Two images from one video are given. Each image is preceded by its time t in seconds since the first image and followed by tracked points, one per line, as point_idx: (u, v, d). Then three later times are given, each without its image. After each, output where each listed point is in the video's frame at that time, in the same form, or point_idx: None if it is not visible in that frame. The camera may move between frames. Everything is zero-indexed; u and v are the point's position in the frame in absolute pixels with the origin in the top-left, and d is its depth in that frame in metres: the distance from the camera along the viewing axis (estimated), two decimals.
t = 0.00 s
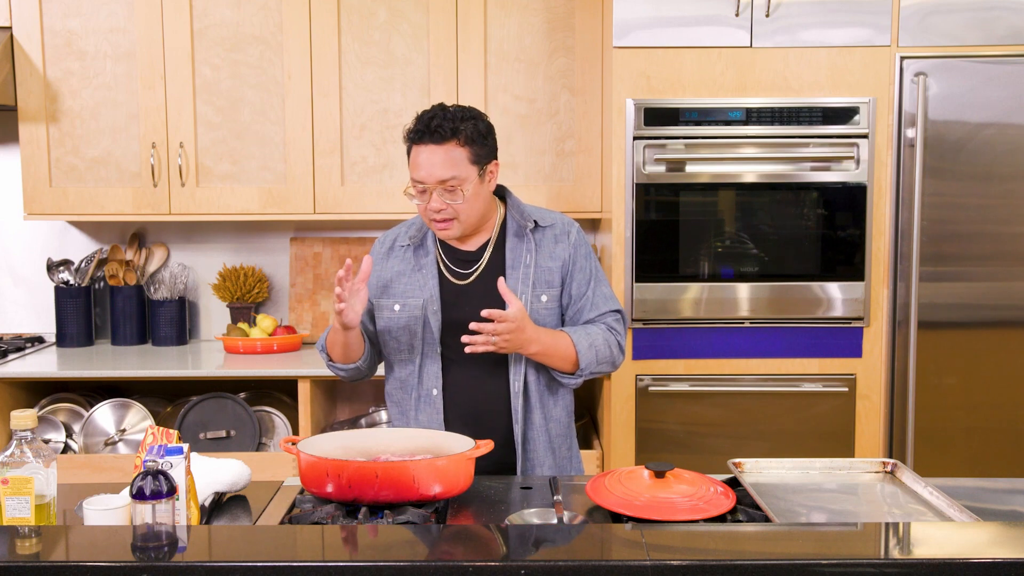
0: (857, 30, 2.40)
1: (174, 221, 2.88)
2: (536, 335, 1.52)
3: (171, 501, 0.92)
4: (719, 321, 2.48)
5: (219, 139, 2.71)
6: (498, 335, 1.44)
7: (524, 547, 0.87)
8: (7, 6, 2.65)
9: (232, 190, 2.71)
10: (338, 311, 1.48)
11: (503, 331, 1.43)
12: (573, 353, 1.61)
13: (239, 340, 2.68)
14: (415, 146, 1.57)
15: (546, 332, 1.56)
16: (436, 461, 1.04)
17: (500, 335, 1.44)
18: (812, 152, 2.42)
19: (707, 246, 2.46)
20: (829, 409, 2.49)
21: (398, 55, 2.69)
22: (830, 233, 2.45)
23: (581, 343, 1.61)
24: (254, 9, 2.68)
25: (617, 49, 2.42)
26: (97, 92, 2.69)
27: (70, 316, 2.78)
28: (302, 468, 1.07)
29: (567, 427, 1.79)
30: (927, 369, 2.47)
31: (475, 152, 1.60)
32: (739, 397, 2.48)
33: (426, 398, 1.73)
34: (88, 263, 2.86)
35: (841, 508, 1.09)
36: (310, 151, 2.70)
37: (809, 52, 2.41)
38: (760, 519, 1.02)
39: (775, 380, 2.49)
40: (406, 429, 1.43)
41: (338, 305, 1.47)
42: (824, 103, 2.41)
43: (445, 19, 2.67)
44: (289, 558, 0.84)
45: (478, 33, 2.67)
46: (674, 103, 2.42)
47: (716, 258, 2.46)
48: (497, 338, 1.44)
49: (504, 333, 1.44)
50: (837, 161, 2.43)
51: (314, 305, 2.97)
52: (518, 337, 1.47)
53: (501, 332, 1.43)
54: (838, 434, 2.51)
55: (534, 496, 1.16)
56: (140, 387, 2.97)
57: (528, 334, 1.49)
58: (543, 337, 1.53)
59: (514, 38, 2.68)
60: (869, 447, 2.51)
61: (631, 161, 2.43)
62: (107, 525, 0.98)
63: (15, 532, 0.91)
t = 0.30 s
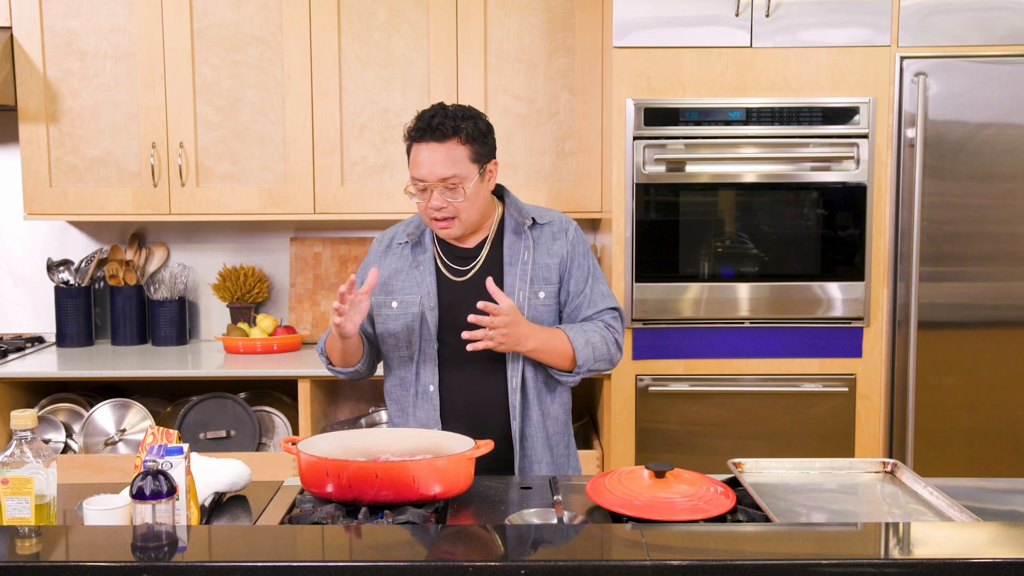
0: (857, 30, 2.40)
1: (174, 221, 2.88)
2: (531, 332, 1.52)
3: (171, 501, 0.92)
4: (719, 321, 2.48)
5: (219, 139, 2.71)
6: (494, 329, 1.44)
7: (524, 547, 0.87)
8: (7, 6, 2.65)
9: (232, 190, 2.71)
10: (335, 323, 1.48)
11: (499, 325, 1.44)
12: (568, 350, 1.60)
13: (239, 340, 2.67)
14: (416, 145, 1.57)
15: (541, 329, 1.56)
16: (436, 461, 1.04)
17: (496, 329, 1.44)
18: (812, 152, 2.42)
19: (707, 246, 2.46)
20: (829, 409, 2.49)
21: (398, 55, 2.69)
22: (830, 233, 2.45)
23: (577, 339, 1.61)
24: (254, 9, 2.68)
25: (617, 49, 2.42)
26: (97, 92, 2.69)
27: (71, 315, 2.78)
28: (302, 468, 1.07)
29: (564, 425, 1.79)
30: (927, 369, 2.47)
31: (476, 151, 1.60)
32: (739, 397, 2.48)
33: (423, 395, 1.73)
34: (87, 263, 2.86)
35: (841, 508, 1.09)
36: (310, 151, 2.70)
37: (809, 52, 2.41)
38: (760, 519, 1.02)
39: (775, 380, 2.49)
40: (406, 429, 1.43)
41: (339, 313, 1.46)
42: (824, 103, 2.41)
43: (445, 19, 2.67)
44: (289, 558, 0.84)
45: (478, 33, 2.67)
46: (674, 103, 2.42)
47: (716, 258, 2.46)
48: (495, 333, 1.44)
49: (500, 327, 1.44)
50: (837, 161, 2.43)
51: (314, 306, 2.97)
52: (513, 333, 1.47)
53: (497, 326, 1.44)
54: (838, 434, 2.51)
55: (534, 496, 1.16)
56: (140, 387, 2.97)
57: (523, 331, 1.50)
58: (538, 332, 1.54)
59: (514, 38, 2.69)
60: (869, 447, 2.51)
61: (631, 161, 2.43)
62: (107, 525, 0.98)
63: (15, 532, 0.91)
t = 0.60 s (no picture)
0: (857, 30, 2.40)
1: (174, 221, 2.88)
2: (529, 329, 1.52)
3: (171, 501, 0.92)
4: (719, 321, 2.48)
5: (219, 139, 2.71)
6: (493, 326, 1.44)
7: (525, 547, 0.87)
8: (7, 6, 2.65)
9: (232, 190, 2.71)
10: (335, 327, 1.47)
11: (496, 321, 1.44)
12: (566, 346, 1.60)
13: (239, 340, 2.67)
14: (415, 144, 1.57)
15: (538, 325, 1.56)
16: (436, 461, 1.04)
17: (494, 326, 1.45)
18: (812, 152, 2.42)
19: (707, 246, 2.46)
20: (829, 409, 2.49)
21: (398, 55, 2.69)
22: (830, 233, 2.45)
23: (575, 336, 1.60)
24: (254, 9, 2.68)
25: (617, 49, 2.42)
26: (97, 92, 2.69)
27: (70, 316, 2.78)
28: (302, 468, 1.07)
29: (562, 424, 1.79)
30: (927, 369, 2.47)
31: (475, 151, 1.60)
32: (739, 397, 2.48)
33: (422, 394, 1.73)
34: (87, 263, 2.86)
35: (841, 508, 1.09)
36: (310, 150, 2.70)
37: (809, 52, 2.41)
38: (760, 518, 1.02)
39: (775, 380, 2.49)
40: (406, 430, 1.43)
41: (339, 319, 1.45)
42: (824, 103, 2.41)
43: (445, 19, 2.67)
44: (289, 558, 0.84)
45: (478, 33, 2.67)
46: (674, 103, 2.42)
47: (716, 258, 2.46)
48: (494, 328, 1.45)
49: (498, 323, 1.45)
50: (837, 161, 2.43)
51: (314, 306, 2.97)
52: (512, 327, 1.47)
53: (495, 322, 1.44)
54: (838, 434, 2.51)
55: (533, 496, 1.16)
56: (140, 387, 2.97)
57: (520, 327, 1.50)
58: (536, 328, 1.54)
59: (514, 38, 2.69)
60: (869, 447, 2.51)
61: (631, 161, 2.43)
62: (107, 525, 0.98)
63: (15, 532, 0.91)
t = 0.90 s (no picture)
0: (857, 30, 2.40)
1: (174, 221, 2.88)
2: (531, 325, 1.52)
3: (171, 501, 0.92)
4: (719, 321, 2.48)
5: (219, 139, 2.71)
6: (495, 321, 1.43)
7: (525, 547, 0.87)
8: (7, 6, 2.65)
9: (232, 190, 2.71)
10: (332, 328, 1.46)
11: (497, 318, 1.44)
12: (566, 343, 1.59)
13: (239, 340, 2.67)
14: (415, 141, 1.57)
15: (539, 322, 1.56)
16: (436, 461, 1.04)
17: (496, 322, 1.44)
18: (812, 152, 2.42)
19: (707, 245, 2.46)
20: (829, 409, 2.49)
21: (398, 55, 2.69)
22: (830, 233, 2.45)
23: (575, 333, 1.60)
24: (254, 9, 2.68)
25: (617, 49, 2.42)
26: (97, 92, 2.69)
27: (70, 316, 2.78)
28: (302, 468, 1.07)
29: (561, 423, 1.79)
30: (927, 369, 2.47)
31: (474, 149, 1.60)
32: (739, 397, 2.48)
33: (422, 393, 1.73)
34: (88, 263, 2.86)
35: (841, 508, 1.09)
36: (310, 150, 2.70)
37: (809, 52, 2.41)
38: (760, 519, 1.02)
39: (775, 380, 2.49)
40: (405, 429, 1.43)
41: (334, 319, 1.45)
42: (824, 103, 2.41)
43: (445, 19, 2.67)
44: (288, 558, 0.84)
45: (478, 33, 2.67)
46: (674, 103, 2.41)
47: (716, 258, 2.46)
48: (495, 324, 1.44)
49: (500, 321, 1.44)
50: (837, 161, 2.43)
51: (314, 306, 2.97)
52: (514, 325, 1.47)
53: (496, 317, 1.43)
54: (838, 434, 2.50)
55: (533, 496, 1.16)
56: (140, 387, 2.97)
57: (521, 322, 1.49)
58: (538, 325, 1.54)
59: (514, 38, 2.69)
60: (869, 447, 2.51)
61: (631, 161, 2.43)
62: (107, 525, 0.98)
63: (15, 532, 0.91)
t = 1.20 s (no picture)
0: (857, 30, 2.40)
1: (174, 221, 2.88)
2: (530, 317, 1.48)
3: (171, 501, 0.92)
4: (719, 321, 2.48)
5: (219, 139, 2.71)
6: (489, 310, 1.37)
7: (524, 547, 0.87)
8: (7, 6, 2.65)
9: (232, 190, 2.71)
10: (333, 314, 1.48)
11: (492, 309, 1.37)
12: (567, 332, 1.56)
13: (239, 340, 2.67)
14: (418, 138, 1.58)
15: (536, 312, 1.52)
16: (436, 461, 1.05)
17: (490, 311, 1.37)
18: (812, 152, 2.42)
19: (707, 245, 2.46)
20: (829, 409, 2.49)
21: (398, 55, 2.69)
22: (830, 233, 2.45)
23: (573, 322, 1.57)
24: (254, 9, 2.68)
25: (617, 49, 2.42)
26: (97, 92, 2.69)
27: (71, 316, 2.78)
28: (302, 468, 1.07)
29: (560, 419, 1.80)
30: (926, 369, 2.47)
31: (476, 147, 1.60)
32: (739, 397, 2.48)
33: (422, 389, 1.73)
34: (88, 263, 2.86)
35: (841, 508, 1.09)
36: (310, 151, 2.70)
37: (809, 52, 2.41)
38: (760, 518, 1.02)
39: (775, 380, 2.49)
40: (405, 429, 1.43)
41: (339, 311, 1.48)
42: (824, 103, 2.41)
43: (445, 19, 2.67)
44: (288, 559, 0.84)
45: (478, 34, 2.67)
46: (674, 103, 2.41)
47: (716, 258, 2.46)
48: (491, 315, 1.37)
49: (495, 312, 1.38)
50: (837, 161, 2.43)
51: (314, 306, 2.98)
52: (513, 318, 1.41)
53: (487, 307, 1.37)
54: (838, 434, 2.50)
55: (533, 497, 1.16)
56: (140, 387, 2.98)
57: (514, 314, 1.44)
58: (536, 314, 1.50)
59: (514, 39, 2.69)
60: (869, 447, 2.51)
61: (631, 161, 2.43)
62: (107, 524, 0.98)
63: (15, 532, 0.91)
